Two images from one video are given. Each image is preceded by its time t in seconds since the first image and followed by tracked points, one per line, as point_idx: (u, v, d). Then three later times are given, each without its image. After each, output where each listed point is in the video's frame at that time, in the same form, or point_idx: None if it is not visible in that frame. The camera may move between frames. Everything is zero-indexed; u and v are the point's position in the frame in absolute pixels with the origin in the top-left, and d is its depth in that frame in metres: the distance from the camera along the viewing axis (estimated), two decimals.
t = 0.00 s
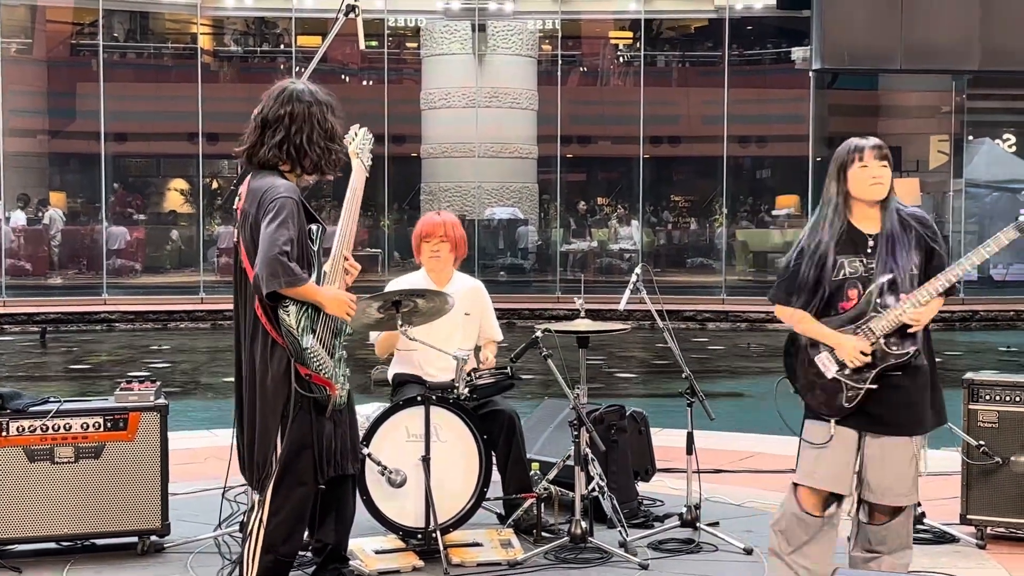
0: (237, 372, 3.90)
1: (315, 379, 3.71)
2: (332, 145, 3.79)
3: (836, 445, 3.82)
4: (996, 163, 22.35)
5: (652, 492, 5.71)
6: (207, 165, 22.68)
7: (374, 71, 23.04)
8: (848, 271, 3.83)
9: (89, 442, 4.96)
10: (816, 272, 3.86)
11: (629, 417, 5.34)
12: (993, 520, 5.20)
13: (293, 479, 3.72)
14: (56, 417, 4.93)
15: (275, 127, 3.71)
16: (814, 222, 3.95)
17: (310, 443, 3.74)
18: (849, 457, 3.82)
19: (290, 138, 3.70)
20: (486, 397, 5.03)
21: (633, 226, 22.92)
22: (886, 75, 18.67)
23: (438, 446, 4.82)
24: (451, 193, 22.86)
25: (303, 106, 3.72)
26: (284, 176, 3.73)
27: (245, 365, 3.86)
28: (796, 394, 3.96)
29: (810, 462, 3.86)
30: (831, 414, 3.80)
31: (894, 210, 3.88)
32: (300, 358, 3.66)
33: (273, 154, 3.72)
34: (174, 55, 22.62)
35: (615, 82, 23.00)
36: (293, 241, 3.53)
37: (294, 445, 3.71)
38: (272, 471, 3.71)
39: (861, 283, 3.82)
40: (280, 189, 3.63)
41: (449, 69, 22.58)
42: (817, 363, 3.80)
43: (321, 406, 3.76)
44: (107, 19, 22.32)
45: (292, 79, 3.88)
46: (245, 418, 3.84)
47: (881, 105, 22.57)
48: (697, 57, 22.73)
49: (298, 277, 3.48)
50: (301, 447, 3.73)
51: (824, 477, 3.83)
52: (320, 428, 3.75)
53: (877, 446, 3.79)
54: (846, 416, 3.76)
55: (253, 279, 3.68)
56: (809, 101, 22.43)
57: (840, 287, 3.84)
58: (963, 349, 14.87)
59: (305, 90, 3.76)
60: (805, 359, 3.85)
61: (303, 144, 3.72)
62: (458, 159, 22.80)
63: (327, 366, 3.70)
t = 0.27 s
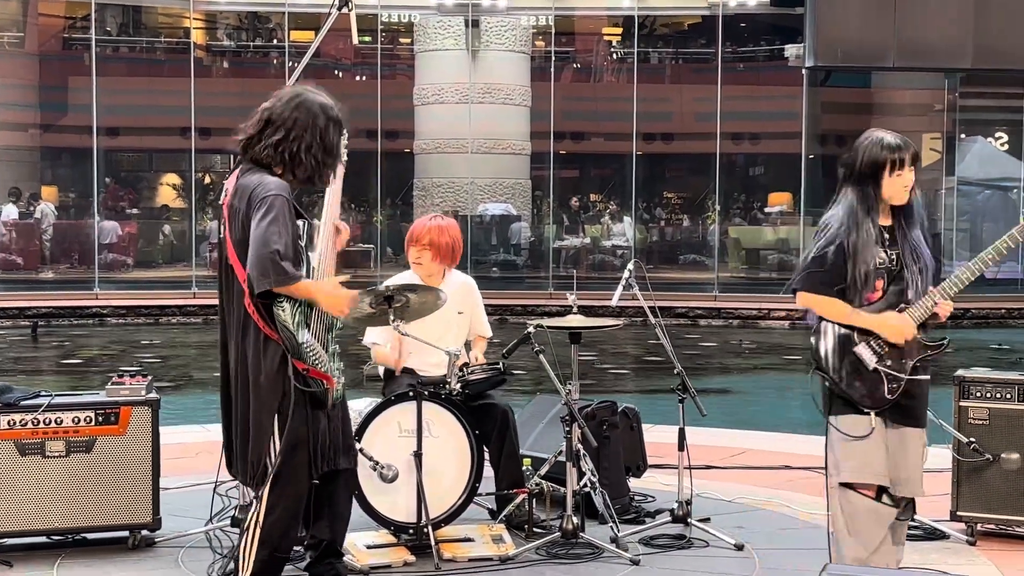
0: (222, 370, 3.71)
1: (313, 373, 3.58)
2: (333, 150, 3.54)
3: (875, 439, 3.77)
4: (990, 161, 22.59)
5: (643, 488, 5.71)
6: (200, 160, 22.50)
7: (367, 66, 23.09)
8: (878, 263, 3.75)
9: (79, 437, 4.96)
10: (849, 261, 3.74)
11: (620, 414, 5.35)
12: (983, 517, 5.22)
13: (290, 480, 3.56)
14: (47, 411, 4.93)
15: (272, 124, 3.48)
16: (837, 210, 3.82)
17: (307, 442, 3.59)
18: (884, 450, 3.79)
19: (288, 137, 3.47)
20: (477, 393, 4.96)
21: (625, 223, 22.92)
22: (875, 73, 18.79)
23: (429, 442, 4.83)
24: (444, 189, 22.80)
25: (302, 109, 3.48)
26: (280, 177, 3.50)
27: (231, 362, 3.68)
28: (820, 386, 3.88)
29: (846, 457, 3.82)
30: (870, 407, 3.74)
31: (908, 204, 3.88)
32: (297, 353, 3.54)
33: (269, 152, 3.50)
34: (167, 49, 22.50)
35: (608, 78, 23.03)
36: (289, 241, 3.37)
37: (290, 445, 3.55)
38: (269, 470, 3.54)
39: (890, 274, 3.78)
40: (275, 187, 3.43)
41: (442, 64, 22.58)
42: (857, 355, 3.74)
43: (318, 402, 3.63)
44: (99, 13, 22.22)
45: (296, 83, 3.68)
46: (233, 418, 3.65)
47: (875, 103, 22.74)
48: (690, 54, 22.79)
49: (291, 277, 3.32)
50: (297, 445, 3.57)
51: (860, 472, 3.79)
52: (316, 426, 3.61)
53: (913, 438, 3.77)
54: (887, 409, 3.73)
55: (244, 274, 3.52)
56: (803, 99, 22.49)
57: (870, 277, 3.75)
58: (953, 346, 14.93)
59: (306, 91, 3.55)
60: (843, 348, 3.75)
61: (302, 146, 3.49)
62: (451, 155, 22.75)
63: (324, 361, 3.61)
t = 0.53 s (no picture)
0: (219, 405, 3.68)
1: (309, 398, 3.53)
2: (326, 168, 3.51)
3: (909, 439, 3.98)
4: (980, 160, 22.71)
5: (634, 483, 5.71)
6: (192, 153, 22.57)
7: (359, 60, 23.22)
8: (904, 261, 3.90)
9: (70, 429, 4.95)
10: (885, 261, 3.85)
11: (612, 408, 5.31)
12: (973, 512, 5.25)
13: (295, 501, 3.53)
14: (38, 403, 4.92)
15: (263, 148, 3.48)
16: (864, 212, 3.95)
17: (309, 461, 3.56)
18: (917, 449, 4.01)
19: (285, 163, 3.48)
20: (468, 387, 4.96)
21: (617, 218, 22.94)
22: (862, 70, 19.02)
23: (421, 436, 4.84)
24: (437, 183, 22.87)
25: (286, 131, 3.48)
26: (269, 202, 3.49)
27: (224, 397, 3.65)
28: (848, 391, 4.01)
29: (883, 464, 4.00)
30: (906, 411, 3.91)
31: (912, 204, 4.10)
32: (292, 377, 3.50)
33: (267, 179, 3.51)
34: (159, 43, 22.49)
35: (600, 73, 23.07)
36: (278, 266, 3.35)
37: (295, 463, 3.53)
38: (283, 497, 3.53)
39: (910, 272, 3.93)
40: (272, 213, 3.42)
41: (435, 58, 22.53)
42: (891, 357, 3.89)
43: (319, 422, 3.59)
44: (91, 6, 22.22)
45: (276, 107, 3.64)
46: (237, 450, 3.62)
47: (866, 100, 22.50)
48: (683, 49, 22.77)
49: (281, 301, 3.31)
50: (302, 466, 3.54)
51: (898, 475, 3.99)
52: (318, 448, 3.58)
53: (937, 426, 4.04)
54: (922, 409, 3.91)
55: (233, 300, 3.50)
56: (795, 94, 22.32)
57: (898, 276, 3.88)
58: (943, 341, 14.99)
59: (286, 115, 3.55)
60: (873, 350, 3.92)
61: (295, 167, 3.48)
62: (445, 149, 22.80)
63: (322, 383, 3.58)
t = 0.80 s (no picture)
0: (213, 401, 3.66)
1: (307, 397, 3.52)
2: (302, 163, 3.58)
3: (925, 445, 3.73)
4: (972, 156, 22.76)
5: (626, 477, 5.73)
6: (183, 145, 22.57)
7: (352, 54, 23.30)
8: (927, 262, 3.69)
9: (61, 421, 4.95)
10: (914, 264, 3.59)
11: (603, 402, 5.32)
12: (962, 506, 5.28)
13: (293, 502, 3.53)
14: (30, 395, 4.92)
15: (247, 144, 3.51)
16: (885, 212, 3.69)
17: (307, 459, 3.56)
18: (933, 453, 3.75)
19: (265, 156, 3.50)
20: (460, 380, 4.98)
21: (609, 213, 22.97)
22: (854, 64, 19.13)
23: (413, 429, 4.83)
24: (429, 176, 22.72)
25: (270, 126, 3.54)
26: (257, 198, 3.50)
27: (220, 395, 3.62)
28: (862, 394, 3.75)
29: (893, 469, 3.75)
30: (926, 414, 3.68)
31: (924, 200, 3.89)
32: (288, 378, 3.48)
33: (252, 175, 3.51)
34: (151, 35, 22.43)
35: (593, 68, 23.13)
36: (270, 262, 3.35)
37: (293, 463, 3.53)
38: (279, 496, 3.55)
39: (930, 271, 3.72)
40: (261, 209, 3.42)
41: (427, 51, 22.28)
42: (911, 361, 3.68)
43: (315, 421, 3.59)
44: None
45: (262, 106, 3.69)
46: (231, 448, 3.61)
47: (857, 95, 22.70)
48: (676, 44, 22.79)
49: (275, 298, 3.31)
50: (299, 467, 3.54)
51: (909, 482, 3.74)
52: (316, 447, 3.58)
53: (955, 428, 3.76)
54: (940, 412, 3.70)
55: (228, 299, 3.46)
56: (786, 89, 22.44)
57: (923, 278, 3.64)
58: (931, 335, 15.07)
59: (270, 112, 3.59)
60: (895, 352, 3.67)
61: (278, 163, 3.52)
62: (437, 143, 22.58)
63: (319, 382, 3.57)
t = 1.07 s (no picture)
0: (205, 379, 3.73)
1: (291, 380, 3.57)
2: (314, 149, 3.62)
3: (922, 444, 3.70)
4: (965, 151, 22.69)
5: (617, 470, 5.74)
6: (175, 138, 22.42)
7: (344, 46, 23.23)
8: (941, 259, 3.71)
9: (52, 412, 4.95)
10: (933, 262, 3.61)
11: (595, 395, 5.32)
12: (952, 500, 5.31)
13: (273, 484, 3.56)
14: (20, 385, 4.92)
15: (256, 126, 3.53)
16: (907, 208, 3.68)
17: (290, 442, 3.59)
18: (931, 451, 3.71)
19: (276, 142, 3.54)
20: (452, 372, 5.00)
21: (601, 207, 23.18)
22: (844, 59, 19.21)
23: (404, 421, 4.83)
24: (421, 169, 22.49)
25: (284, 107, 3.55)
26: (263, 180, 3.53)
27: (211, 375, 3.68)
28: (867, 390, 3.74)
29: (890, 465, 3.73)
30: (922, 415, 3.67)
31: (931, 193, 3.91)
32: (276, 359, 3.54)
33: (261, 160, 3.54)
34: (142, 26, 22.37)
35: (586, 62, 23.12)
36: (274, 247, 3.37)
37: (274, 444, 3.56)
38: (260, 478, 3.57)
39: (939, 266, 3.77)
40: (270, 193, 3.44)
41: (419, 44, 21.93)
42: (919, 361, 3.66)
43: (299, 405, 3.61)
44: None
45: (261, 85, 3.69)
46: (216, 428, 3.65)
47: (850, 90, 22.18)
48: (670, 38, 22.92)
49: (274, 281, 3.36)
50: (280, 449, 3.57)
51: (906, 480, 3.71)
52: (298, 432, 3.61)
53: (957, 430, 3.71)
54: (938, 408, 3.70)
55: (225, 280, 3.54)
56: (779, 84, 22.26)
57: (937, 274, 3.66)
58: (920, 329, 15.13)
59: (277, 92, 3.60)
60: (899, 352, 3.68)
61: (286, 147, 3.55)
62: (428, 137, 22.43)
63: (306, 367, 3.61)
